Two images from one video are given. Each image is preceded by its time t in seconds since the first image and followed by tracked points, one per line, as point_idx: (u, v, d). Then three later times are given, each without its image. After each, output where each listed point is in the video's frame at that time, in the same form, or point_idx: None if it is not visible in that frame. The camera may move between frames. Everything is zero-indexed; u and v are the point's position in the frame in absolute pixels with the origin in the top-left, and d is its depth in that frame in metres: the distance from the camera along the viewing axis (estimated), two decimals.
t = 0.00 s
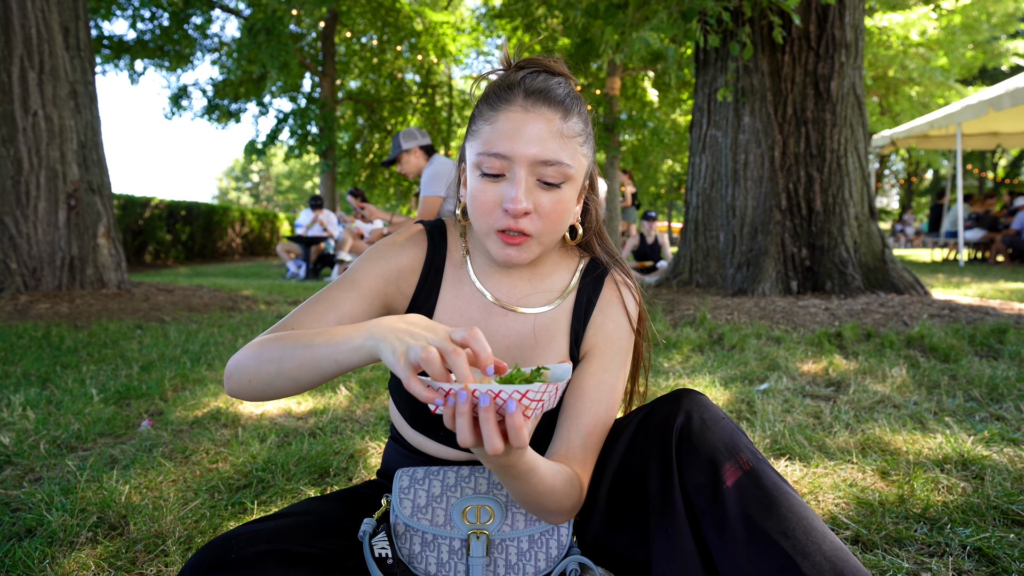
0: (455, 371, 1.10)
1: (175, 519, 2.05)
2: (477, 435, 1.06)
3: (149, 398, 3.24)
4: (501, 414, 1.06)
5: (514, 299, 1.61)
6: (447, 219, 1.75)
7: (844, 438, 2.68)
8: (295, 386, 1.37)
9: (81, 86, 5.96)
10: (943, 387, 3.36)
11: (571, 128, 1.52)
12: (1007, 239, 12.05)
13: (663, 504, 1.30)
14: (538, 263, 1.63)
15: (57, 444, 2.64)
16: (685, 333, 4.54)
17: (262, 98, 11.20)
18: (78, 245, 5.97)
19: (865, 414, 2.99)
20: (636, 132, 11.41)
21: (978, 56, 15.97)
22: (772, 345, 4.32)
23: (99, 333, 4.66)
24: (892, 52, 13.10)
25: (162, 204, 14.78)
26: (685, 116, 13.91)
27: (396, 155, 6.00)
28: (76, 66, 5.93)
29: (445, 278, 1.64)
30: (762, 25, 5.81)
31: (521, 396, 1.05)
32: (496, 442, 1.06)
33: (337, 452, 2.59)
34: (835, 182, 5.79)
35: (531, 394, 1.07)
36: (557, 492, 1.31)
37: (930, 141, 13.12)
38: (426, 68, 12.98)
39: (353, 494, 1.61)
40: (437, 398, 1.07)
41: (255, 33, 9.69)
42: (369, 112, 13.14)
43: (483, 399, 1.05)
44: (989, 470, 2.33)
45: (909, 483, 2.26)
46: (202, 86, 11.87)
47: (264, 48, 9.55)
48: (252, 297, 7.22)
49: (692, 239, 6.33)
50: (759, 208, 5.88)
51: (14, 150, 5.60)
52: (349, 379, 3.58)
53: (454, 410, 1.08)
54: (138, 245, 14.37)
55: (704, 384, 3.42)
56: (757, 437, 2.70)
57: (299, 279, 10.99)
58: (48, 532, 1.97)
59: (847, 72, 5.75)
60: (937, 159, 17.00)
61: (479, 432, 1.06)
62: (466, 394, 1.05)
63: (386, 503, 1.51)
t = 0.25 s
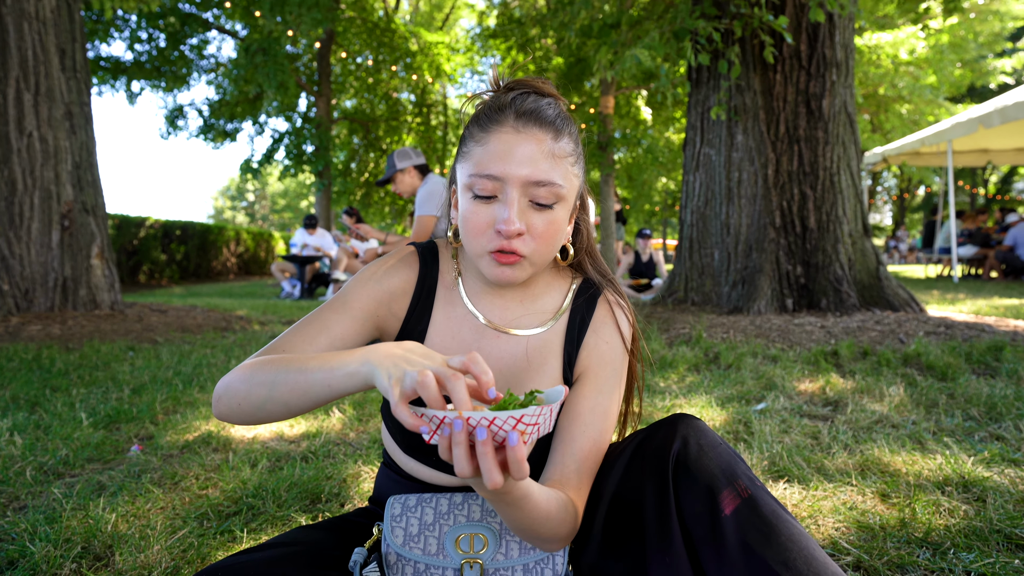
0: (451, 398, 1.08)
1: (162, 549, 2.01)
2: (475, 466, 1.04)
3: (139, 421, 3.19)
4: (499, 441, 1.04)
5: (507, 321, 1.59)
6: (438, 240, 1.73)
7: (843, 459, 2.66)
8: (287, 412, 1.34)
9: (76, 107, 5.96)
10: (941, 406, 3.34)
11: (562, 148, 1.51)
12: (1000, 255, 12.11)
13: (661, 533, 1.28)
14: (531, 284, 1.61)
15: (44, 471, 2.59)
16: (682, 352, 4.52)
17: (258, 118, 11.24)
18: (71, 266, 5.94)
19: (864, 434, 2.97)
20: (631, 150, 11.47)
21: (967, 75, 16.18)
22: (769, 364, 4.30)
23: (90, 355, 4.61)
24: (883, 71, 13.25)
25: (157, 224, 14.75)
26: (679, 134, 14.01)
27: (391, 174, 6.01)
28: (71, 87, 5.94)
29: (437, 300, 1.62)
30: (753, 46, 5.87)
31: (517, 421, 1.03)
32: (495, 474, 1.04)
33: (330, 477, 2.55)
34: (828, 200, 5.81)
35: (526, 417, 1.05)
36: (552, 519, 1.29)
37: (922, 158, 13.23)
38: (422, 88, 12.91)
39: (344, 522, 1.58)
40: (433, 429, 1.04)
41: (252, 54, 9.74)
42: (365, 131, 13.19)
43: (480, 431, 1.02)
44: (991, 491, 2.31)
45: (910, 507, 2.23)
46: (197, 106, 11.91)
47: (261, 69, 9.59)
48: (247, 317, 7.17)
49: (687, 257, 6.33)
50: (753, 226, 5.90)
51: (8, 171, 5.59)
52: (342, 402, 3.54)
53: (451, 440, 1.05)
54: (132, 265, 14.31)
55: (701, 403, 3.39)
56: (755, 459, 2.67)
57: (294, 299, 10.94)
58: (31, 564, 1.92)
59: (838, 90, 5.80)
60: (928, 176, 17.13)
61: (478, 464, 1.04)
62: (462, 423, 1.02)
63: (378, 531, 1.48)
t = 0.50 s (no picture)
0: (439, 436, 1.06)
1: None
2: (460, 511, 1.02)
3: (132, 444, 3.15)
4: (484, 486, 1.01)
5: (502, 342, 1.56)
6: (434, 261, 1.72)
7: (845, 478, 2.62)
8: (275, 437, 1.31)
9: (73, 127, 5.96)
10: (943, 423, 3.31)
11: (558, 167, 1.49)
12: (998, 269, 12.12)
13: (661, 560, 1.25)
14: (527, 305, 1.58)
15: (32, 497, 2.55)
16: (681, 369, 4.48)
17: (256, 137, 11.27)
18: (66, 286, 5.91)
19: (865, 452, 2.93)
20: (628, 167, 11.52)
21: (961, 90, 16.31)
22: (769, 380, 4.27)
23: (84, 376, 4.56)
24: (877, 86, 13.35)
25: (154, 243, 14.73)
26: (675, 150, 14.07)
27: (388, 193, 6.00)
28: (68, 107, 5.95)
29: (432, 321, 1.59)
30: (748, 63, 5.90)
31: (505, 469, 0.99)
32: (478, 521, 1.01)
33: (324, 501, 2.51)
34: (825, 215, 5.81)
35: (514, 463, 1.00)
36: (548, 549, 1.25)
37: (917, 172, 13.29)
38: (420, 106, 12.94)
39: (336, 550, 1.54)
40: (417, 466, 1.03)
41: (250, 73, 9.78)
42: (363, 149, 13.23)
43: (465, 477, 0.99)
44: (995, 511, 2.27)
45: (913, 526, 2.19)
46: (196, 126, 11.94)
47: (259, 88, 9.63)
48: (244, 336, 7.13)
49: (685, 273, 6.32)
50: (751, 242, 5.89)
51: (4, 191, 5.58)
52: (338, 423, 3.50)
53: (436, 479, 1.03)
54: (130, 284, 14.27)
55: (701, 422, 3.35)
56: (755, 479, 2.63)
57: (291, 317, 10.90)
58: None
59: (833, 107, 5.82)
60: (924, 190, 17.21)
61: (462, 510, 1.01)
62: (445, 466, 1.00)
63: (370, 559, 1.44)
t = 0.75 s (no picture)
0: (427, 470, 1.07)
1: None
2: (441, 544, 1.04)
3: (121, 456, 3.11)
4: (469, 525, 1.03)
5: (493, 351, 1.54)
6: (422, 269, 1.69)
7: (840, 488, 2.60)
8: (261, 453, 1.28)
9: (65, 138, 5.94)
10: (938, 432, 3.30)
11: (549, 173, 1.49)
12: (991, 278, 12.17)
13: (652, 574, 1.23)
14: (518, 314, 1.57)
15: (17, 510, 2.51)
16: (675, 379, 4.46)
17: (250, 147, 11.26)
18: (57, 296, 5.87)
19: (861, 461, 2.92)
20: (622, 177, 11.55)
21: (952, 101, 16.45)
22: (764, 390, 4.25)
23: (74, 387, 4.52)
24: (869, 97, 13.44)
25: (148, 254, 14.67)
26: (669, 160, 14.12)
27: (381, 203, 5.99)
28: (61, 117, 5.93)
29: (422, 329, 1.57)
30: (741, 73, 5.92)
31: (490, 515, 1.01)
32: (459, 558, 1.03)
33: (315, 512, 2.48)
34: (818, 225, 5.83)
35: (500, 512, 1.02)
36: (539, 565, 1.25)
37: (910, 182, 13.36)
38: (414, 117, 12.96)
39: (324, 563, 1.51)
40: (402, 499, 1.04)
41: (244, 84, 9.78)
42: (357, 160, 13.23)
43: (450, 514, 1.01)
44: (992, 521, 2.25)
45: (909, 537, 2.18)
46: (190, 136, 11.93)
47: (253, 98, 9.63)
48: (237, 347, 7.09)
49: (680, 282, 6.32)
50: (745, 251, 5.90)
51: None
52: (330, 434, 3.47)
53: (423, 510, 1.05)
54: (123, 295, 14.19)
55: (695, 431, 3.33)
56: (751, 488, 2.61)
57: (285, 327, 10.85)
58: None
59: (826, 117, 5.84)
60: (917, 200, 17.30)
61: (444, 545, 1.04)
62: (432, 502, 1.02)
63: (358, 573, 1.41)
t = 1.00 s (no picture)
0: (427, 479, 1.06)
1: None
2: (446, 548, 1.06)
3: (126, 449, 3.11)
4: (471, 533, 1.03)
5: (496, 345, 1.53)
6: (426, 263, 1.69)
7: (847, 486, 2.59)
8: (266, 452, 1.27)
9: (71, 133, 5.96)
10: (946, 430, 3.28)
11: (556, 165, 1.48)
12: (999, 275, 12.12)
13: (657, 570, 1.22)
14: (522, 308, 1.56)
15: (24, 502, 2.52)
16: (680, 375, 4.45)
17: (255, 142, 11.26)
18: (63, 290, 5.89)
19: (868, 459, 2.90)
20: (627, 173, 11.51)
21: (960, 98, 16.35)
22: (769, 387, 4.24)
23: (79, 380, 4.53)
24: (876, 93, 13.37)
25: (153, 249, 14.70)
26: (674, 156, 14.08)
27: (385, 198, 5.98)
28: (67, 113, 5.94)
29: (426, 324, 1.56)
30: (747, 68, 5.90)
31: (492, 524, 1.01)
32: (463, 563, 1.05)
33: (319, 506, 2.47)
34: (825, 221, 5.80)
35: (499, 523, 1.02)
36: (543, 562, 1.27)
37: (917, 179, 13.29)
38: (418, 113, 12.94)
39: (328, 556, 1.51)
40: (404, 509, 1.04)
41: (249, 79, 9.78)
42: (362, 155, 13.22)
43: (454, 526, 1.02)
44: (1000, 519, 2.24)
45: (917, 535, 2.16)
46: (196, 131, 11.95)
47: (258, 93, 9.62)
48: (242, 341, 7.09)
49: (684, 278, 6.30)
50: (750, 248, 5.87)
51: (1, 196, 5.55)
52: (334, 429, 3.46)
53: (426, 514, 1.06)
54: (129, 289, 14.23)
55: (701, 428, 3.32)
56: (756, 485, 2.60)
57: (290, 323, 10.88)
58: None
59: (833, 112, 5.81)
60: (924, 197, 17.21)
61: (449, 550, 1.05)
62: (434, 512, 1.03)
63: (363, 566, 1.41)
